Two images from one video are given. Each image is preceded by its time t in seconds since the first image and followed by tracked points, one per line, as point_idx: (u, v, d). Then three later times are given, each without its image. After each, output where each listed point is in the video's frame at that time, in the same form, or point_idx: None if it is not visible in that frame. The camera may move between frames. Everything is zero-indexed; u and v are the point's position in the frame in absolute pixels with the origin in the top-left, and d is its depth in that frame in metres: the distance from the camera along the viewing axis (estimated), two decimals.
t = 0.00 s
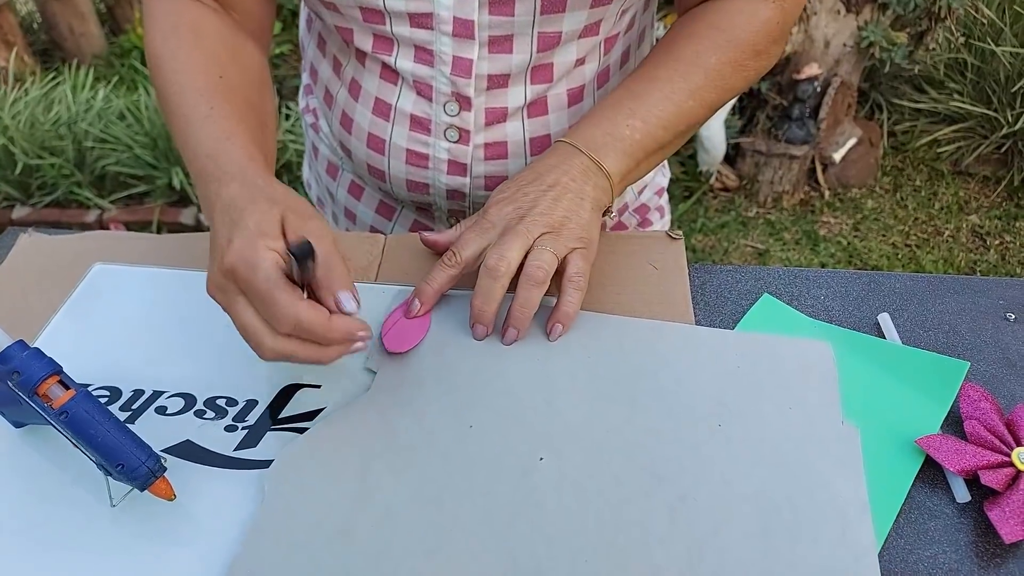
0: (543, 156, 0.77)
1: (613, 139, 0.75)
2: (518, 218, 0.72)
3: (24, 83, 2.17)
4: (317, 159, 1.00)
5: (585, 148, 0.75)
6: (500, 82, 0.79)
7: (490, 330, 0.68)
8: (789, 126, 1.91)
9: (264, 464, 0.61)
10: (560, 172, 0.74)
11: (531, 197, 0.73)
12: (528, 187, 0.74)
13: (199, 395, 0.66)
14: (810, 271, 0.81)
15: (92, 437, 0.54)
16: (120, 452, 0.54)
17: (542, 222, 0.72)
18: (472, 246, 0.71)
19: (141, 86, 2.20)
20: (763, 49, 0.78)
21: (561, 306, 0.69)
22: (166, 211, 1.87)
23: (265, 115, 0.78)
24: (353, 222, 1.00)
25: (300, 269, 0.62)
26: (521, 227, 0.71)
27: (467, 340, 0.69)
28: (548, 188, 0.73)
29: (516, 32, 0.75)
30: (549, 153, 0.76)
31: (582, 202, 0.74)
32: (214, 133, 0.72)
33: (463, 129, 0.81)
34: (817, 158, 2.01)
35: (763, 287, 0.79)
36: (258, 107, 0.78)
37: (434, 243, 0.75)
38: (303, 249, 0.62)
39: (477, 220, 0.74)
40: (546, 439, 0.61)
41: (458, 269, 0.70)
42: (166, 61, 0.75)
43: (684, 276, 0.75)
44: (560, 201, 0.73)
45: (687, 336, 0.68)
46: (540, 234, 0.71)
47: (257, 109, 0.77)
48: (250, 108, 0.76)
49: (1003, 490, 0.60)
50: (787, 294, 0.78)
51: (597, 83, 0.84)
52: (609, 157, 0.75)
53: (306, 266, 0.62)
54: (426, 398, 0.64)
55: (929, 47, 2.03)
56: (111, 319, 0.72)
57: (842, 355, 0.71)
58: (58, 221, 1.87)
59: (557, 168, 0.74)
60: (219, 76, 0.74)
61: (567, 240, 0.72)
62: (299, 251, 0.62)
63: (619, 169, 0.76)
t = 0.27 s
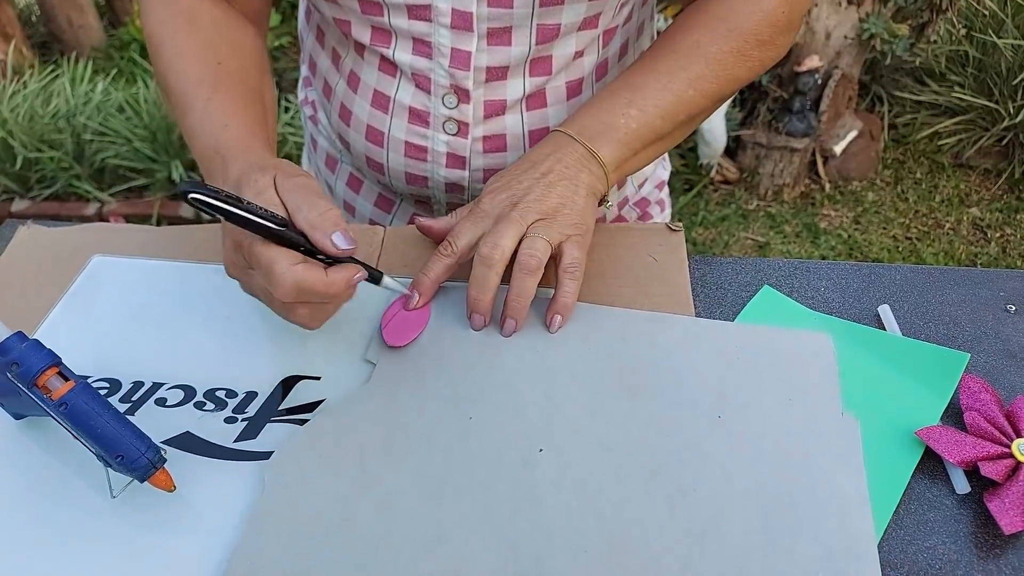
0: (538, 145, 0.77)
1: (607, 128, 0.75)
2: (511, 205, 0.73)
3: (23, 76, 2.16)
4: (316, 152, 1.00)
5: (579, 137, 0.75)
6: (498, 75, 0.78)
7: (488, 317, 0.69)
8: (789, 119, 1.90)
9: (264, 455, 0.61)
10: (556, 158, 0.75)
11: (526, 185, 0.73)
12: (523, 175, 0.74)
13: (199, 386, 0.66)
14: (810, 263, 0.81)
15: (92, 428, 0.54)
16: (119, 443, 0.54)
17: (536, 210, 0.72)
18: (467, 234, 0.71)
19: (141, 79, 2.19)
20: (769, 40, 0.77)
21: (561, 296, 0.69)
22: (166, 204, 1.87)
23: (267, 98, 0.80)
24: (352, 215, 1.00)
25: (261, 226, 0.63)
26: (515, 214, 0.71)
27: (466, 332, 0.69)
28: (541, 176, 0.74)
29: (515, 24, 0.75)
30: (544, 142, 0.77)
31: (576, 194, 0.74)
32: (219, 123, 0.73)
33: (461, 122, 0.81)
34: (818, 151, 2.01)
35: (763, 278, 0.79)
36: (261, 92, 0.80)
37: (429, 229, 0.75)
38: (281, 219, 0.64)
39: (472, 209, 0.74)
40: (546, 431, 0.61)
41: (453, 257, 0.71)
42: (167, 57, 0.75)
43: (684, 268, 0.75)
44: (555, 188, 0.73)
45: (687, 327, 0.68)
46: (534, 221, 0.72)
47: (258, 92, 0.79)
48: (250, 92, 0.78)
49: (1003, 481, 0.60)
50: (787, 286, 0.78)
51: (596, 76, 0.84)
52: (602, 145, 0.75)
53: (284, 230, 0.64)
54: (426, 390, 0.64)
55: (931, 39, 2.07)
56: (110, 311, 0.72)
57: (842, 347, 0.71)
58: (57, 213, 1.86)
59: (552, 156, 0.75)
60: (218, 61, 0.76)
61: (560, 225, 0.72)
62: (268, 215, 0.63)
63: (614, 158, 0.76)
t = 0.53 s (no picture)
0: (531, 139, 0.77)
1: (599, 123, 0.75)
2: (504, 201, 0.73)
3: (17, 73, 2.15)
4: (311, 150, 0.99)
5: (570, 131, 0.75)
6: (494, 72, 0.78)
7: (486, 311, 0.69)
8: (788, 116, 1.90)
9: (259, 453, 0.61)
10: (549, 153, 0.75)
11: (517, 180, 0.74)
12: (515, 170, 0.74)
13: (193, 384, 0.66)
14: (805, 259, 0.81)
15: (86, 426, 0.54)
16: (114, 442, 0.54)
17: (528, 205, 0.72)
18: (460, 230, 0.72)
19: (136, 76, 2.18)
20: (761, 37, 0.77)
21: (556, 291, 0.69)
22: (161, 202, 1.87)
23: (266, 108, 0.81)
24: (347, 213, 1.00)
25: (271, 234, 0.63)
26: (509, 210, 0.72)
27: (462, 329, 0.69)
28: (534, 170, 0.74)
29: (511, 22, 0.75)
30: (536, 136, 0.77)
31: (570, 190, 0.74)
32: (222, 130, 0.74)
33: (457, 121, 0.81)
34: (814, 147, 2.00)
35: (758, 275, 0.79)
36: (261, 103, 0.80)
37: (421, 225, 0.75)
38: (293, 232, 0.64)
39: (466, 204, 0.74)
40: (541, 427, 0.61)
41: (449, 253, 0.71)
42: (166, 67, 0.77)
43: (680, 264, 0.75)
44: (547, 181, 0.74)
45: (682, 324, 0.68)
46: (527, 217, 0.72)
47: (259, 106, 0.79)
48: (251, 105, 0.78)
49: (996, 476, 0.60)
50: (782, 282, 0.78)
51: (591, 74, 0.84)
52: (593, 139, 0.75)
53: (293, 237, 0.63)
54: (421, 387, 0.64)
55: (927, 36, 2.07)
56: (104, 310, 0.72)
57: (837, 343, 0.71)
58: (52, 211, 1.85)
59: (542, 150, 0.75)
60: (218, 78, 0.77)
61: (552, 219, 0.72)
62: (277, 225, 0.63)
63: (605, 151, 0.76)
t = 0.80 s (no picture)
0: (530, 141, 0.77)
1: (598, 124, 0.75)
2: (504, 202, 0.73)
3: (22, 75, 2.16)
4: (313, 154, 1.00)
5: (569, 132, 0.75)
6: (496, 79, 0.79)
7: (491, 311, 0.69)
8: (789, 117, 1.90)
9: (262, 454, 0.61)
10: (549, 155, 0.75)
11: (517, 181, 0.74)
12: (515, 172, 0.74)
13: (197, 386, 0.66)
14: (809, 262, 0.81)
15: (91, 427, 0.54)
16: (119, 443, 0.54)
17: (528, 205, 0.72)
18: (461, 232, 0.72)
19: (139, 77, 2.19)
20: (761, 41, 0.77)
21: (559, 291, 0.69)
22: (165, 203, 1.87)
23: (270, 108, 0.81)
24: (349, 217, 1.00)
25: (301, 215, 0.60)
26: (508, 210, 0.72)
27: (465, 331, 0.69)
28: (533, 172, 0.74)
29: (513, 28, 0.75)
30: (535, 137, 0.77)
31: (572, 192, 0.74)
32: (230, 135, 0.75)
33: (459, 126, 0.81)
34: (818, 149, 1.99)
35: (761, 277, 0.79)
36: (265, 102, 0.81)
37: (422, 228, 0.75)
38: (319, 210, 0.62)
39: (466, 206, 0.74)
40: (544, 429, 0.61)
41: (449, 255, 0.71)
42: (169, 66, 0.77)
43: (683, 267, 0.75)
44: (546, 182, 0.74)
45: (684, 326, 0.68)
46: (527, 217, 0.72)
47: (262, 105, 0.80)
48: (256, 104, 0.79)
49: (1000, 480, 0.60)
50: (785, 285, 0.78)
51: (592, 78, 0.84)
52: (592, 141, 0.75)
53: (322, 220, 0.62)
54: (424, 388, 0.64)
55: (930, 38, 2.07)
56: (109, 311, 0.72)
57: (841, 346, 0.71)
58: (57, 212, 1.86)
59: (542, 152, 0.75)
60: (224, 74, 0.78)
61: (554, 220, 0.72)
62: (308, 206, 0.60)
63: (604, 153, 0.76)
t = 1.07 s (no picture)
0: (530, 141, 0.77)
1: (598, 124, 0.75)
2: (505, 201, 0.73)
3: (24, 74, 2.16)
4: (313, 155, 1.00)
5: (569, 133, 0.75)
6: (495, 80, 0.79)
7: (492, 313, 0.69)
8: (792, 116, 1.89)
9: (263, 454, 0.61)
10: (548, 155, 0.75)
11: (517, 181, 0.74)
12: (515, 172, 0.74)
13: (198, 385, 0.66)
14: (810, 261, 0.81)
15: (92, 427, 0.54)
16: (120, 443, 0.55)
17: (529, 204, 0.73)
18: (461, 231, 0.72)
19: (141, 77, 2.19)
20: (761, 42, 0.77)
21: (560, 291, 0.69)
22: (167, 203, 1.87)
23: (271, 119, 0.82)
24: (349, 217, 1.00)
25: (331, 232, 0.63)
26: (508, 210, 0.72)
27: (465, 330, 0.69)
28: (533, 172, 0.74)
29: (513, 30, 0.75)
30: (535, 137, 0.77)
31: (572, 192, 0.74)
32: (232, 135, 0.76)
33: (459, 128, 0.81)
34: (820, 147, 2.00)
35: (762, 277, 0.79)
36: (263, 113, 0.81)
37: (422, 228, 0.75)
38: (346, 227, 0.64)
39: (465, 205, 0.74)
40: (544, 429, 0.61)
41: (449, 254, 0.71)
42: (170, 67, 0.78)
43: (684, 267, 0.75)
44: (546, 182, 0.74)
45: (685, 326, 0.68)
46: (527, 216, 0.72)
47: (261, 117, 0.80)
48: (255, 115, 0.79)
49: (1001, 479, 0.60)
50: (786, 285, 0.78)
51: (591, 79, 0.84)
52: (592, 141, 0.75)
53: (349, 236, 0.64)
54: (424, 388, 0.65)
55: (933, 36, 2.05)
56: (111, 310, 0.72)
57: (841, 346, 0.71)
58: (59, 211, 1.86)
59: (542, 152, 0.75)
60: (225, 85, 0.78)
61: (554, 220, 0.72)
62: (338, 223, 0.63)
63: (604, 154, 0.76)
